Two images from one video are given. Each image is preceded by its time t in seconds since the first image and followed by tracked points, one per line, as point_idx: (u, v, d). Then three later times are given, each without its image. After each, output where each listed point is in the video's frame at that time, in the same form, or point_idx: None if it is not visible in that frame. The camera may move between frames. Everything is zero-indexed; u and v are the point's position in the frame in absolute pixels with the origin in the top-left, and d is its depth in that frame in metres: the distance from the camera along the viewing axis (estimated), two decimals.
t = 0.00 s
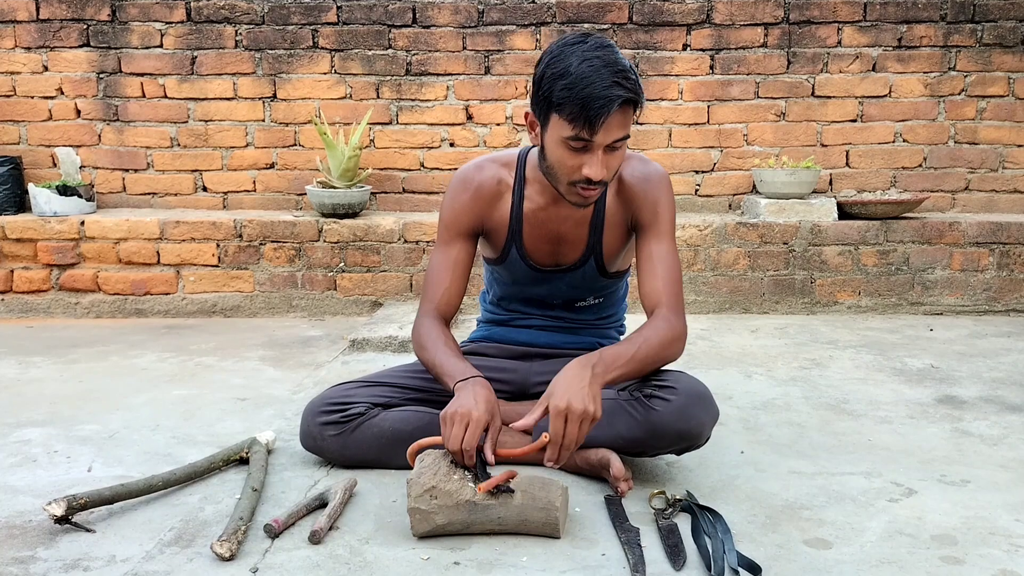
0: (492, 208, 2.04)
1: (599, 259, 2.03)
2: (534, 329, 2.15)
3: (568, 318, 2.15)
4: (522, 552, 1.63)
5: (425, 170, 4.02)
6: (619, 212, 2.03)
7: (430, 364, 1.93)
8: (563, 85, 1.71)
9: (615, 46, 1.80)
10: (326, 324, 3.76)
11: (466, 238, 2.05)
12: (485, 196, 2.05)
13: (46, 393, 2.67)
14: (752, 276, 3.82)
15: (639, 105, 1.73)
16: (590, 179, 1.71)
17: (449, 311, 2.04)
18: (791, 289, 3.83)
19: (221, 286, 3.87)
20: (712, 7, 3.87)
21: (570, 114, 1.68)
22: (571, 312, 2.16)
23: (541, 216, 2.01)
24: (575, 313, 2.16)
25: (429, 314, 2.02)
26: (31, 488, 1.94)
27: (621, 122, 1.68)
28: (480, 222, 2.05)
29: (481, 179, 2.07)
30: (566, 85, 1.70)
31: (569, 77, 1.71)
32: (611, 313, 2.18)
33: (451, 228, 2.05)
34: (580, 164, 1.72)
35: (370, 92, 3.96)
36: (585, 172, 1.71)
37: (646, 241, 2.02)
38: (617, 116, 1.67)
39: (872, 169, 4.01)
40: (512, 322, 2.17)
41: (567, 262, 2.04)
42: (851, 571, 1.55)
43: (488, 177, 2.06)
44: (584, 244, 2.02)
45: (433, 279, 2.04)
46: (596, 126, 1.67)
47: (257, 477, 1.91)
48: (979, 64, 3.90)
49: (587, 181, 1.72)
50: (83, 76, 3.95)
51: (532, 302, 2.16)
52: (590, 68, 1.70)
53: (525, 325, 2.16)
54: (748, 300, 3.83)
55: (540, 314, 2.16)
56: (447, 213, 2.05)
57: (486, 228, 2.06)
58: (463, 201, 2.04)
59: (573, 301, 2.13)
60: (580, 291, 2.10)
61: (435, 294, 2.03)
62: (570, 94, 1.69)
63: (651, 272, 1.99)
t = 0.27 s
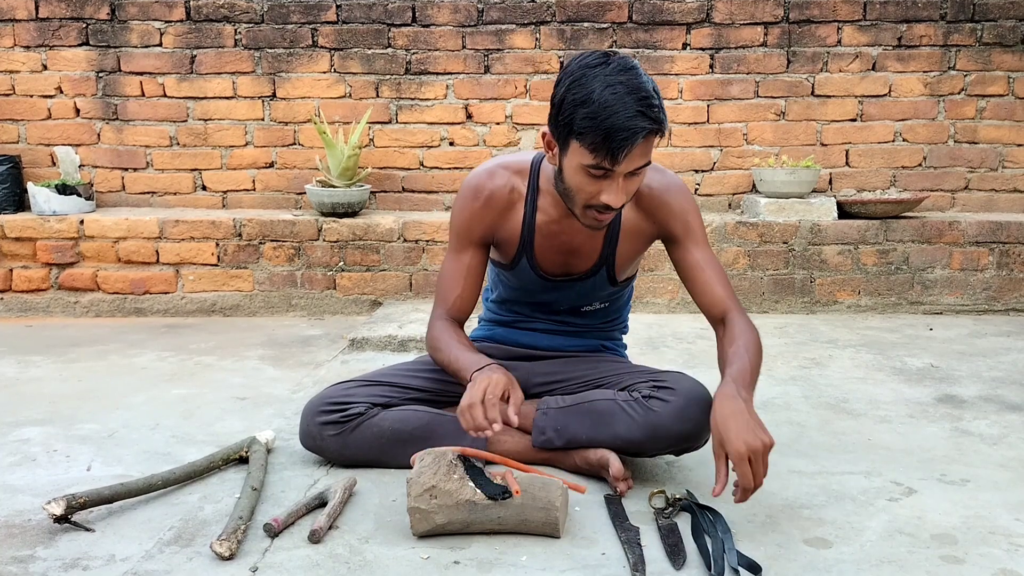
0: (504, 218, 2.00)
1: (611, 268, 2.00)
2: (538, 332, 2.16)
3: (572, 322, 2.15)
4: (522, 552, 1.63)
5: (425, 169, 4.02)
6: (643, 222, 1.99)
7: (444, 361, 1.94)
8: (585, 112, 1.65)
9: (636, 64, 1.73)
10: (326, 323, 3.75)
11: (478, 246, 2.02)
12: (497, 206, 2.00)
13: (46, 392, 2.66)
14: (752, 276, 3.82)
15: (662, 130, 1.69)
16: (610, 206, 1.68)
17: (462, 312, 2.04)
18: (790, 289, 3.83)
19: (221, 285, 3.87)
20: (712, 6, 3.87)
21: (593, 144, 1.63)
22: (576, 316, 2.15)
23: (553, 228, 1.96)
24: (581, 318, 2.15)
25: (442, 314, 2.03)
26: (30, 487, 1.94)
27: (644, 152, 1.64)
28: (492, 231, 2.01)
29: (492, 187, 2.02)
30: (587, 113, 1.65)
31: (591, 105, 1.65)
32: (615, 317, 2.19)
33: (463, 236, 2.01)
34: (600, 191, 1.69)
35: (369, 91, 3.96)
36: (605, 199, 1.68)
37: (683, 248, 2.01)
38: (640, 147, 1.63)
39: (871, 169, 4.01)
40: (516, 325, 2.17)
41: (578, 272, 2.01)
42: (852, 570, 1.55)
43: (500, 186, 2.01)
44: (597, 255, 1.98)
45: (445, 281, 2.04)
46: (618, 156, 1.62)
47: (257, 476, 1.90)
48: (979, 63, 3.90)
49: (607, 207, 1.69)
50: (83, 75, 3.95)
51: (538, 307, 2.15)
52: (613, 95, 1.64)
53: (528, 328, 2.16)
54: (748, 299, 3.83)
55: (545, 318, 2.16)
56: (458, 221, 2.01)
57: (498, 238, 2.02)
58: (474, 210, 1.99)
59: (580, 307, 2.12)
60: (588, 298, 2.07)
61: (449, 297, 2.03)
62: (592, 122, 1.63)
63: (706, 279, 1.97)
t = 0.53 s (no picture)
0: (524, 228, 1.93)
1: (621, 280, 1.99)
2: (541, 334, 2.15)
3: (575, 325, 2.15)
4: (521, 551, 1.63)
5: (425, 169, 4.02)
6: (659, 239, 1.97)
7: (498, 392, 1.81)
8: (614, 139, 1.59)
9: (666, 86, 1.67)
10: (326, 323, 3.76)
11: (500, 257, 1.92)
12: (517, 214, 1.92)
13: (45, 392, 2.67)
14: (751, 275, 3.82)
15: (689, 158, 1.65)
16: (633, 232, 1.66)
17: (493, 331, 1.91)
18: (790, 289, 3.83)
19: (220, 285, 3.87)
20: (711, 6, 3.87)
21: (621, 172, 1.59)
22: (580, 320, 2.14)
23: (570, 241, 1.92)
24: (585, 322, 2.15)
25: (474, 335, 1.89)
26: (30, 487, 1.94)
27: (670, 181, 1.61)
28: (512, 241, 1.93)
29: (511, 194, 1.93)
30: (617, 139, 1.59)
31: (621, 132, 1.59)
32: (618, 320, 2.18)
33: (485, 247, 1.90)
34: (624, 215, 1.65)
35: (369, 91, 3.96)
36: (629, 225, 1.65)
37: (696, 265, 2.00)
38: (667, 176, 1.60)
39: (871, 168, 4.01)
40: (519, 326, 2.17)
41: (590, 282, 1.99)
42: (851, 570, 1.55)
43: (519, 193, 1.93)
44: (610, 267, 1.96)
45: (472, 299, 1.90)
46: (646, 186, 1.59)
47: (256, 476, 1.90)
48: (979, 63, 3.90)
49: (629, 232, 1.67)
50: (82, 75, 3.95)
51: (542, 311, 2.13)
52: (644, 123, 1.59)
53: (530, 330, 2.16)
54: (747, 299, 3.83)
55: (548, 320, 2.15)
56: (480, 230, 1.90)
57: (517, 246, 1.95)
58: (495, 219, 1.90)
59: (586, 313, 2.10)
60: (596, 305, 2.06)
61: (477, 315, 1.89)
62: (621, 150, 1.58)
63: (718, 299, 1.99)
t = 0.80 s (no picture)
0: (525, 225, 1.92)
1: (621, 276, 2.00)
2: (541, 334, 2.15)
3: (576, 324, 2.15)
4: (521, 552, 1.63)
5: (425, 170, 4.02)
6: (658, 232, 1.98)
7: (523, 396, 1.77)
8: (602, 125, 1.59)
9: (654, 75, 1.67)
10: (326, 324, 3.76)
11: (507, 255, 1.89)
12: (518, 212, 1.91)
13: (46, 393, 2.67)
14: (751, 276, 3.82)
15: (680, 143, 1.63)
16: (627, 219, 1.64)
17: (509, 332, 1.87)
18: (790, 289, 3.83)
19: (221, 286, 3.87)
20: (711, 7, 3.87)
21: (609, 157, 1.58)
22: (580, 319, 2.14)
23: (569, 238, 1.92)
24: (585, 320, 2.15)
25: (493, 339, 1.83)
26: (31, 488, 1.94)
27: (661, 165, 1.59)
28: (515, 239, 1.92)
29: (509, 193, 1.92)
30: (604, 125, 1.59)
31: (607, 117, 1.59)
32: (618, 318, 2.18)
33: (492, 247, 1.87)
34: (617, 203, 1.64)
35: (369, 92, 3.96)
36: (623, 212, 1.63)
37: (694, 256, 2.01)
38: (657, 160, 1.58)
39: (870, 169, 4.01)
40: (520, 326, 2.16)
41: (589, 279, 1.99)
42: (850, 571, 1.55)
43: (518, 191, 1.92)
44: (609, 263, 1.96)
45: (485, 302, 1.85)
46: (635, 171, 1.58)
47: (256, 477, 1.91)
48: (978, 64, 3.90)
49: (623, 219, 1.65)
50: (82, 76, 3.95)
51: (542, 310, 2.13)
52: (630, 108, 1.59)
53: (531, 330, 2.16)
54: (747, 299, 3.84)
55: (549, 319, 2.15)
56: (484, 230, 1.87)
57: (519, 244, 1.94)
58: (499, 218, 1.88)
59: (586, 311, 2.11)
60: (596, 303, 2.06)
61: (492, 318, 1.84)
62: (608, 136, 1.58)
63: (717, 289, 2.00)
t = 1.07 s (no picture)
0: (505, 213, 1.98)
1: (605, 263, 2.02)
2: (536, 331, 2.14)
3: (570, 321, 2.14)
4: (521, 554, 1.63)
5: (425, 171, 4.02)
6: (634, 213, 2.02)
7: (504, 370, 1.77)
8: (555, 86, 1.68)
9: (608, 44, 1.77)
10: (326, 325, 3.76)
11: (489, 242, 1.94)
12: (497, 200, 1.97)
13: (45, 394, 2.67)
14: (751, 277, 3.82)
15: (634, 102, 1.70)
16: (587, 179, 1.69)
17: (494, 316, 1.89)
18: (790, 290, 3.83)
19: (221, 288, 3.87)
20: (711, 8, 3.87)
21: (563, 115, 1.66)
22: (573, 314, 2.14)
23: (548, 224, 1.98)
24: (577, 315, 2.14)
25: (475, 321, 1.85)
26: (30, 490, 1.94)
27: (614, 121, 1.65)
28: (496, 227, 1.97)
29: (489, 183, 1.99)
30: (557, 85, 1.68)
31: (559, 78, 1.68)
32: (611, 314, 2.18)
33: (473, 234, 1.93)
34: (577, 164, 1.69)
35: (369, 93, 3.96)
36: (583, 172, 1.69)
37: (670, 238, 2.05)
38: (609, 115, 1.65)
39: (870, 170, 4.01)
40: (514, 325, 2.15)
41: (573, 266, 2.03)
42: (850, 572, 1.55)
43: (497, 180, 1.99)
44: (591, 249, 2.00)
45: (467, 286, 1.89)
46: (588, 126, 1.64)
47: (256, 479, 1.91)
48: (978, 65, 3.91)
49: (584, 180, 1.69)
50: (82, 77, 3.96)
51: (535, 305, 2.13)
52: (580, 68, 1.68)
53: (526, 327, 2.14)
54: (747, 300, 3.84)
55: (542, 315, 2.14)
56: (465, 218, 1.94)
57: (501, 233, 1.99)
58: (479, 206, 1.95)
59: (576, 304, 2.11)
60: (585, 296, 2.09)
61: (475, 301, 1.87)
62: (560, 95, 1.67)
63: (691, 269, 2.01)
